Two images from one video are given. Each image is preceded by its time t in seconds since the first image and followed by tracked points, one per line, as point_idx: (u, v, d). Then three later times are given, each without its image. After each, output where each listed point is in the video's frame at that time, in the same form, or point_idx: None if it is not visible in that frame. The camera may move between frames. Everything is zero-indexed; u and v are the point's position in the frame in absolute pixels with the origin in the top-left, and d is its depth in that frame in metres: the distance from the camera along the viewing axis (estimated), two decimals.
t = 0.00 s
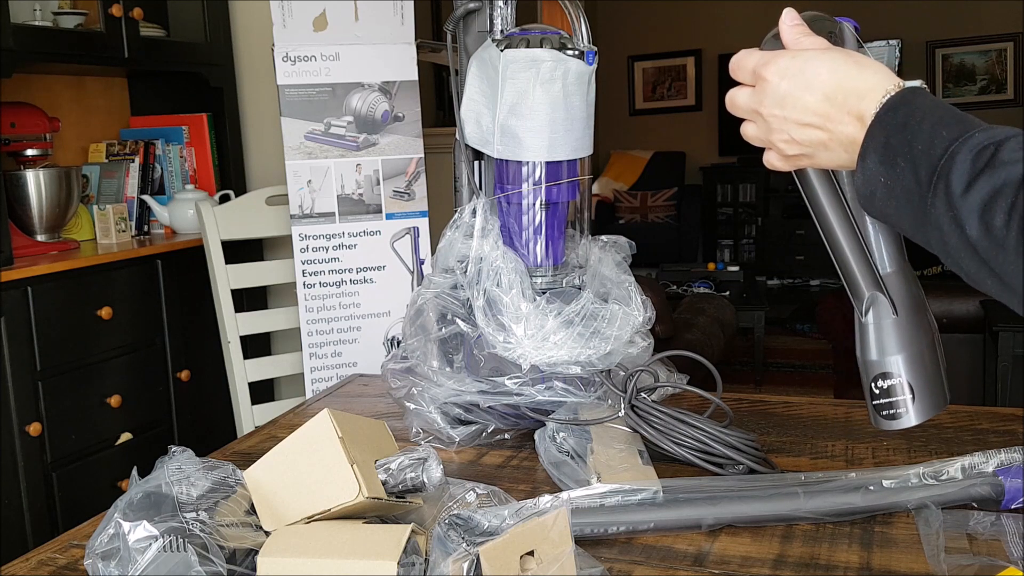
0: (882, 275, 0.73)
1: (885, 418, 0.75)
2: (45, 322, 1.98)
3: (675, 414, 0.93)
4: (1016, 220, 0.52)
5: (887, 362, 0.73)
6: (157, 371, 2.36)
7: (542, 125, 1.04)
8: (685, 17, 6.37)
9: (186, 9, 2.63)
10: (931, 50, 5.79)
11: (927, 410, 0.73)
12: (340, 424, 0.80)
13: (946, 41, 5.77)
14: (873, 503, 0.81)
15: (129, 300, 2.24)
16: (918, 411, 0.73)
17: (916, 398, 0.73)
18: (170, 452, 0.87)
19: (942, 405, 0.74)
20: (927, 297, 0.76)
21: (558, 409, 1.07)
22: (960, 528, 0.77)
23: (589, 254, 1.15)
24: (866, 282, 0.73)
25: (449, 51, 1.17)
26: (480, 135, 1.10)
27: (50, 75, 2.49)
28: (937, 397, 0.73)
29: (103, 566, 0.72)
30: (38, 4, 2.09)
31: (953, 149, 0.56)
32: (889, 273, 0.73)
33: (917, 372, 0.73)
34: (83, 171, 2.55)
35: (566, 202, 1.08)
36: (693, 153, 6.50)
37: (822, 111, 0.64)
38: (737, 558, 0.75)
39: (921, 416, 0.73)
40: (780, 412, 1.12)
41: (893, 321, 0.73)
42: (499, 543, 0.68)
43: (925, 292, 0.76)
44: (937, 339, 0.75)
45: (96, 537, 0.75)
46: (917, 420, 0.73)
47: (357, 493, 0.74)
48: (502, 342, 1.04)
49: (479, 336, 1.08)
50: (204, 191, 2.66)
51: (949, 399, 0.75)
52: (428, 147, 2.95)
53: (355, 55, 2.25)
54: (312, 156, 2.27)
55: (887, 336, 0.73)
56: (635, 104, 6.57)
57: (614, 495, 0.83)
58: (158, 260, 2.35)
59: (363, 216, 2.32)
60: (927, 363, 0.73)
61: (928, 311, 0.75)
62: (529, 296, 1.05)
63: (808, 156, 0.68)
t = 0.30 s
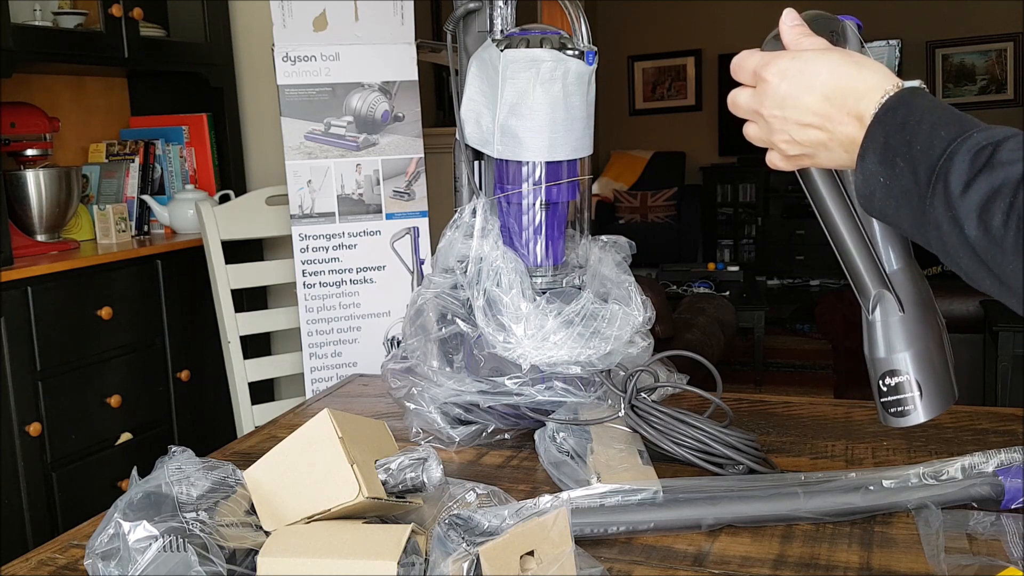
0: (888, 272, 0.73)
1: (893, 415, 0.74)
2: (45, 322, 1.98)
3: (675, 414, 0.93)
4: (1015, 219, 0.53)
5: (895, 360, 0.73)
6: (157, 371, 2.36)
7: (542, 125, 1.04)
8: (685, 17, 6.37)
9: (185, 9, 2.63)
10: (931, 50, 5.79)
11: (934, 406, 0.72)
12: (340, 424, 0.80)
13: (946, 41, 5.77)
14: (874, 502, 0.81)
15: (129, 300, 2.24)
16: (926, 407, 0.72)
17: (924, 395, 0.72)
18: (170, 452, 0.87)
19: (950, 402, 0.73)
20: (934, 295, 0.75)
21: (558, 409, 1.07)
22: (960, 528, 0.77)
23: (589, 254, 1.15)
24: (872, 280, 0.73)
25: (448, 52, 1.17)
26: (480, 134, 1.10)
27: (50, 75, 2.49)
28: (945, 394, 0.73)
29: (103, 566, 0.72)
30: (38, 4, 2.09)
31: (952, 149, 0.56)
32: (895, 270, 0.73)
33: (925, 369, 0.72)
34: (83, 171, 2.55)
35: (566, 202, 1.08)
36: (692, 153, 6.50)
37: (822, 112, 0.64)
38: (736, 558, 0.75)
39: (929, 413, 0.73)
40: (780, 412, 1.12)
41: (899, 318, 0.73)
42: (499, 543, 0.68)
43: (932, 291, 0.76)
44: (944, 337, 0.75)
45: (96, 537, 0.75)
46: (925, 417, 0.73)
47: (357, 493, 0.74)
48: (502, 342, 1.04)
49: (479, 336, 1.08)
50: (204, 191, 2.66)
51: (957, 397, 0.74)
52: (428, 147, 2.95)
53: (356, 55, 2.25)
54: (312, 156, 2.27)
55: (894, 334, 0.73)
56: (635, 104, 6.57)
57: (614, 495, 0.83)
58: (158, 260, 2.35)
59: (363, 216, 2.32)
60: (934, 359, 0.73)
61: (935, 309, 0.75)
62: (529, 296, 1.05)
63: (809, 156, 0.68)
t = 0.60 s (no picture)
0: (897, 276, 0.73)
1: (908, 419, 0.74)
2: (45, 323, 1.98)
3: (674, 414, 0.93)
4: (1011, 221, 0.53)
5: (907, 363, 0.72)
6: (157, 371, 2.36)
7: (542, 126, 1.04)
8: (685, 17, 6.37)
9: (185, 9, 2.63)
10: (931, 50, 5.79)
11: (949, 408, 0.72)
12: (340, 424, 0.80)
13: (946, 41, 5.77)
14: (873, 502, 0.81)
15: (129, 300, 2.24)
16: (941, 410, 0.72)
17: (938, 396, 0.72)
18: (170, 452, 0.87)
19: (965, 404, 0.73)
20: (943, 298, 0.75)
21: (558, 409, 1.07)
22: (960, 528, 0.77)
23: (589, 254, 1.15)
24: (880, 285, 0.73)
25: (449, 51, 1.17)
26: (480, 135, 1.10)
27: (50, 75, 2.49)
28: (959, 396, 0.72)
29: (103, 566, 0.72)
30: (38, 4, 2.09)
31: (950, 154, 0.57)
32: (904, 274, 0.73)
33: (938, 371, 0.72)
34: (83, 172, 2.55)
35: (566, 202, 1.08)
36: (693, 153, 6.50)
37: (822, 120, 0.63)
38: (736, 557, 0.75)
39: (944, 415, 0.72)
40: (780, 412, 1.12)
41: (910, 321, 0.73)
42: (499, 543, 0.68)
43: (942, 293, 0.76)
44: (957, 339, 0.75)
45: (96, 537, 0.75)
46: (941, 420, 0.72)
47: (357, 493, 0.74)
48: (502, 342, 1.04)
49: (479, 336, 1.08)
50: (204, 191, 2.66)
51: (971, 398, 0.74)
52: (428, 147, 2.95)
53: (356, 55, 2.25)
54: (312, 156, 2.27)
55: (905, 337, 0.73)
56: (635, 104, 6.57)
57: (614, 495, 0.83)
58: (158, 260, 2.35)
59: (363, 216, 2.32)
60: (947, 361, 0.72)
61: (946, 312, 0.75)
62: (529, 296, 1.05)
63: (810, 164, 0.67)
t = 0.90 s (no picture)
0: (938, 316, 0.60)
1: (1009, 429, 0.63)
2: (45, 323, 1.98)
3: (675, 414, 0.93)
4: (994, 297, 0.55)
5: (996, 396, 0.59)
6: (157, 371, 2.36)
7: (542, 126, 1.04)
8: (685, 17, 6.37)
9: (185, 9, 2.63)
10: (931, 50, 5.80)
11: None
12: (340, 424, 0.81)
13: (946, 41, 5.77)
14: (873, 502, 0.81)
15: (129, 300, 2.24)
16: None
17: None
18: (170, 452, 0.87)
19: None
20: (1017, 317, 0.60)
21: (558, 409, 1.07)
22: (960, 528, 0.77)
23: (589, 254, 1.15)
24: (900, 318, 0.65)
25: (449, 51, 1.17)
26: (480, 134, 1.10)
27: (51, 75, 2.49)
28: None
29: (103, 566, 0.72)
30: (38, 4, 2.10)
31: (927, 238, 0.59)
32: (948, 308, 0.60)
33: None
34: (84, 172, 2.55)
35: (566, 202, 1.09)
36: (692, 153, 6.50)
37: (800, 220, 0.64)
38: (737, 558, 0.75)
39: None
40: (780, 412, 1.12)
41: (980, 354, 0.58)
42: (499, 543, 0.68)
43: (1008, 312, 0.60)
44: None
45: (96, 537, 0.75)
46: None
47: (357, 493, 0.74)
48: (502, 342, 1.04)
49: (479, 336, 1.08)
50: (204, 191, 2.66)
51: None
52: (428, 147, 2.95)
53: (356, 55, 2.25)
54: (312, 156, 2.27)
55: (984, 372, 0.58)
56: (635, 104, 6.57)
57: (614, 495, 0.83)
58: (158, 260, 2.35)
59: (363, 216, 2.32)
60: None
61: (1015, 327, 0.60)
62: (529, 296, 1.05)
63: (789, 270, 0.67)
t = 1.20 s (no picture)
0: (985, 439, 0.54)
1: None
2: (45, 323, 1.98)
3: (675, 414, 0.93)
4: (993, 474, 0.47)
5: None
6: (157, 371, 2.36)
7: (542, 126, 1.04)
8: (685, 17, 6.37)
9: (185, 9, 2.63)
10: (931, 50, 5.80)
11: None
12: (340, 424, 0.81)
13: (946, 41, 5.77)
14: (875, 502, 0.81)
15: (129, 300, 2.24)
16: None
17: None
18: (170, 452, 0.87)
19: None
20: None
21: (558, 409, 1.07)
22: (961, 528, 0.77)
23: (589, 254, 1.15)
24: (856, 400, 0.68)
25: (449, 51, 1.17)
26: (480, 135, 1.10)
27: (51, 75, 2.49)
28: None
29: (103, 566, 0.72)
30: (38, 4, 2.10)
31: (911, 443, 0.51)
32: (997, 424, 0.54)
33: None
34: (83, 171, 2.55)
35: (566, 202, 1.09)
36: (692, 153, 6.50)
37: (820, 482, 0.55)
38: (737, 557, 0.75)
39: None
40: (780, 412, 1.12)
41: None
42: (499, 543, 0.68)
43: None
44: None
45: (96, 537, 0.75)
46: None
47: (357, 493, 0.74)
48: (502, 342, 1.04)
49: (479, 336, 1.08)
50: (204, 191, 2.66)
51: None
52: (428, 147, 2.95)
53: (356, 55, 2.25)
54: (312, 156, 2.27)
55: None
56: (634, 104, 6.58)
57: (614, 495, 0.83)
58: (158, 260, 2.35)
59: (363, 216, 2.32)
60: None
61: None
62: (529, 296, 1.05)
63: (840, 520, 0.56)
